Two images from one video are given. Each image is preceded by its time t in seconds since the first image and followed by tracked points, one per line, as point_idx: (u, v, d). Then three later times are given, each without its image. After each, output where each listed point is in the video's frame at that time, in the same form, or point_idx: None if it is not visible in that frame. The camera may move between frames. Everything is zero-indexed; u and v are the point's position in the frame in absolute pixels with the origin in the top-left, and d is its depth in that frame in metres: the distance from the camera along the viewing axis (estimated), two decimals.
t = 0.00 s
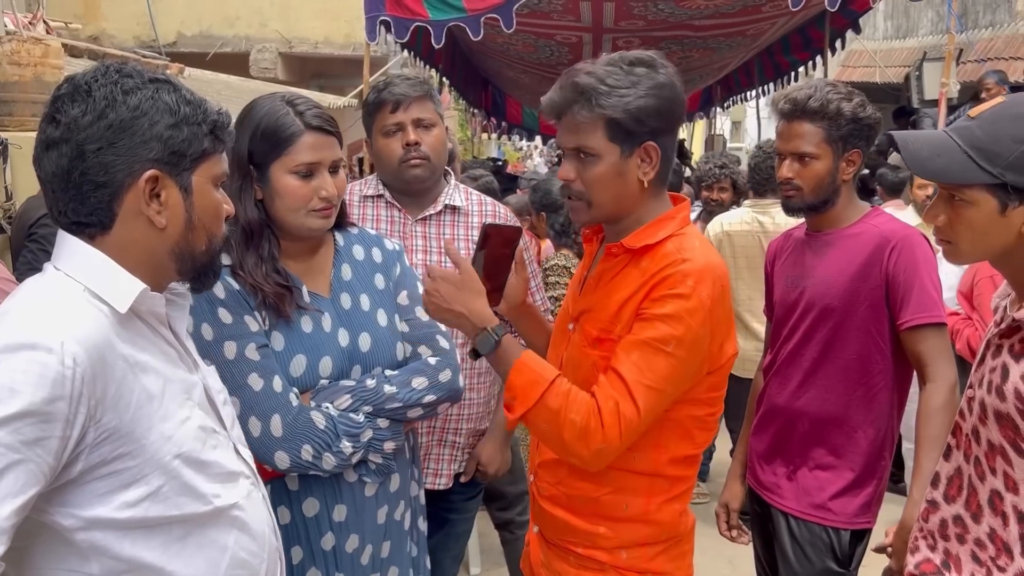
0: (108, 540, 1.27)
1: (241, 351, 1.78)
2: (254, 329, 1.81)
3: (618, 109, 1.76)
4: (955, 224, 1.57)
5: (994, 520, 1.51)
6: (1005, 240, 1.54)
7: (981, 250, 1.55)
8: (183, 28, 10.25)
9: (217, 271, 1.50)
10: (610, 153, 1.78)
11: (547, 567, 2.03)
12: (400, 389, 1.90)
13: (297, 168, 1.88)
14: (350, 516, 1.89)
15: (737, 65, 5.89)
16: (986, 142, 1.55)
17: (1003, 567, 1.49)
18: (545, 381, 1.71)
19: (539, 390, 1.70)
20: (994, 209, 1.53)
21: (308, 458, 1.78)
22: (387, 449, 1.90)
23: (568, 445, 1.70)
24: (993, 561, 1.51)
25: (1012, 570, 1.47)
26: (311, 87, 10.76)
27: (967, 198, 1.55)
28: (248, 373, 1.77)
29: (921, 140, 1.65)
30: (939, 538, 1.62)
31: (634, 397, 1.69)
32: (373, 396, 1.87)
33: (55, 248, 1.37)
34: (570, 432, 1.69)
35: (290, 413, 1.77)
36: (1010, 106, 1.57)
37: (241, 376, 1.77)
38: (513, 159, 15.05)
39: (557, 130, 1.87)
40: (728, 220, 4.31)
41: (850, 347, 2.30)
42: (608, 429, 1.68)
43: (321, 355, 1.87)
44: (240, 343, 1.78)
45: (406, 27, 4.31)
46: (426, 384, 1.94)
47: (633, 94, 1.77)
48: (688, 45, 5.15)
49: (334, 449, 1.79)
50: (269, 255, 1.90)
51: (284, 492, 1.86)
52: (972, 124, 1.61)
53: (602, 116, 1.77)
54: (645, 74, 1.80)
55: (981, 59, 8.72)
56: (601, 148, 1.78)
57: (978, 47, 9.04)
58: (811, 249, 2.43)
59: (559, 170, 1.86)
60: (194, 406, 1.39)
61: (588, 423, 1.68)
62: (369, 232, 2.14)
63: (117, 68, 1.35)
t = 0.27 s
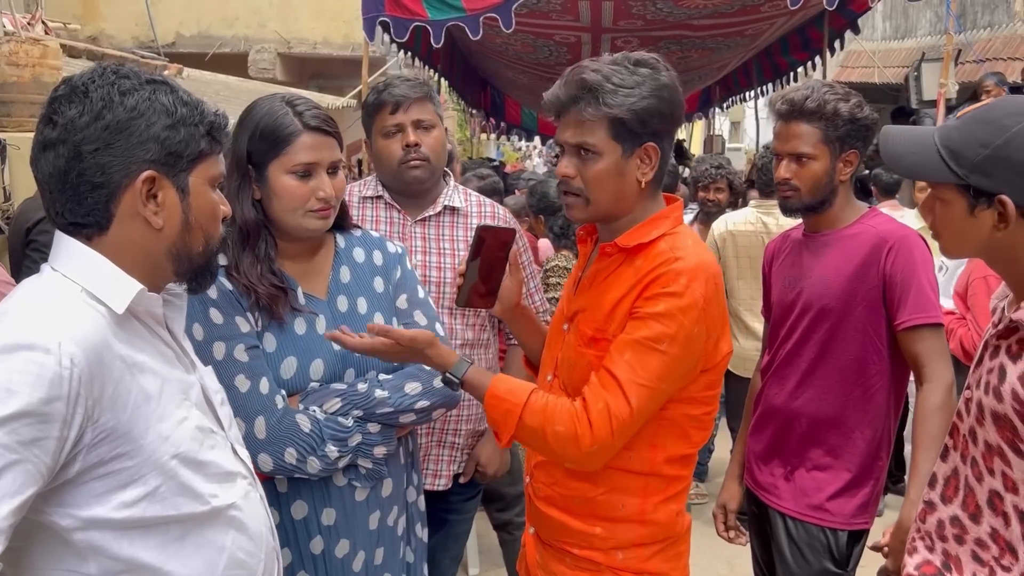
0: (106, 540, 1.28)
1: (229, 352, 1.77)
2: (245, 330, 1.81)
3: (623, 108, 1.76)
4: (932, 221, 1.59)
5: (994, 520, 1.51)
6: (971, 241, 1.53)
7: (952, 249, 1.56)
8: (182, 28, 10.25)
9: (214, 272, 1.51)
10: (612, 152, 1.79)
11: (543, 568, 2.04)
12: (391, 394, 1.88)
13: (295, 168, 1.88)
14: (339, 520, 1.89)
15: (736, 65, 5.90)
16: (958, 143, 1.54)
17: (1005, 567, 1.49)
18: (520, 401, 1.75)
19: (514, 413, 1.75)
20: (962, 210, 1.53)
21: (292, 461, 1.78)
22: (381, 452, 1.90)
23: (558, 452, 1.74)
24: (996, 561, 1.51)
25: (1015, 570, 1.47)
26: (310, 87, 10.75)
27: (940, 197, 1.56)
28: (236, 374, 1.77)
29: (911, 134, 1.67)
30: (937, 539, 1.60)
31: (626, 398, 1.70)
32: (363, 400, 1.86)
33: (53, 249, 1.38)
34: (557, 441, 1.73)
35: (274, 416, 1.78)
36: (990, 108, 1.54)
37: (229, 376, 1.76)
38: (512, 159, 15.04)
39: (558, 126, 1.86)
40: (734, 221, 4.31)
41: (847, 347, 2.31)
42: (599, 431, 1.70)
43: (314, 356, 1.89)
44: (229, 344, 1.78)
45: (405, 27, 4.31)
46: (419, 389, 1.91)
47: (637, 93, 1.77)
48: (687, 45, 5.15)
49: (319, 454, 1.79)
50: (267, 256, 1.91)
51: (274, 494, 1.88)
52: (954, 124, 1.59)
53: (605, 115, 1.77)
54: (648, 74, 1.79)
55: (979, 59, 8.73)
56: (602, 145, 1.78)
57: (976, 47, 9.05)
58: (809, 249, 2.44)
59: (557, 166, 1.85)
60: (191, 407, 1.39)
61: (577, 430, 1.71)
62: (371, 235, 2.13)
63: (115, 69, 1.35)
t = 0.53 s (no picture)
0: (103, 539, 1.28)
1: (229, 352, 1.78)
2: (244, 330, 1.81)
3: (584, 110, 1.77)
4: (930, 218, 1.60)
5: (992, 518, 1.51)
6: (966, 238, 1.53)
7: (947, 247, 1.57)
8: (181, 28, 10.26)
9: (212, 272, 1.51)
10: (576, 151, 1.80)
11: (539, 568, 2.04)
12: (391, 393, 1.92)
13: (292, 168, 1.88)
14: (339, 520, 1.89)
15: (735, 65, 5.90)
16: (953, 141, 1.55)
17: (1004, 564, 1.49)
18: (543, 428, 1.77)
19: (539, 441, 1.77)
20: (957, 206, 1.53)
21: (293, 461, 1.78)
22: (378, 452, 1.91)
23: (585, 475, 1.75)
24: (994, 558, 1.50)
25: (1014, 567, 1.47)
26: (308, 88, 10.75)
27: (936, 194, 1.57)
28: (236, 374, 1.77)
29: (909, 133, 1.68)
30: (935, 537, 1.60)
31: (645, 414, 1.70)
32: (363, 400, 1.87)
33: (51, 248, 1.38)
34: (584, 464, 1.74)
35: (275, 416, 1.78)
36: (985, 105, 1.54)
37: (229, 377, 1.77)
38: (512, 160, 15.04)
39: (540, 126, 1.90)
40: (749, 220, 4.27)
41: (847, 349, 2.31)
42: (624, 450, 1.71)
43: (312, 357, 1.88)
44: (229, 344, 1.78)
45: (404, 27, 4.32)
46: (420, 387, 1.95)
47: (602, 95, 1.77)
48: (687, 45, 5.16)
49: (320, 454, 1.79)
50: (264, 255, 1.91)
51: (273, 494, 1.87)
52: (950, 121, 1.60)
53: (567, 113, 1.80)
54: (620, 74, 1.78)
55: (978, 60, 8.74)
56: (566, 143, 1.81)
57: (976, 48, 9.05)
58: (808, 249, 2.44)
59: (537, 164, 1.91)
60: (189, 406, 1.39)
61: (601, 451, 1.72)
62: (369, 235, 2.14)
63: (112, 69, 1.35)
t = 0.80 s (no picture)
0: (103, 539, 1.28)
1: (236, 352, 1.77)
2: (250, 330, 1.81)
3: (568, 115, 1.78)
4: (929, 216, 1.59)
5: (989, 517, 1.51)
6: (969, 235, 1.53)
7: (947, 244, 1.56)
8: (181, 29, 10.26)
9: (212, 272, 1.51)
10: (563, 157, 1.81)
11: (541, 569, 2.03)
12: (397, 389, 1.91)
13: (290, 166, 1.89)
14: (348, 517, 1.89)
15: (735, 65, 5.91)
16: (954, 138, 1.56)
17: (1001, 564, 1.49)
18: (530, 413, 1.77)
19: (524, 425, 1.77)
20: (958, 203, 1.53)
21: (305, 459, 1.78)
22: (384, 448, 1.91)
23: (570, 464, 1.75)
24: (992, 557, 1.50)
25: (1011, 566, 1.47)
26: (308, 87, 10.74)
27: (935, 191, 1.57)
28: (245, 374, 1.77)
29: (906, 133, 1.69)
30: (933, 536, 1.60)
31: (634, 408, 1.70)
32: (370, 396, 1.88)
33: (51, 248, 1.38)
34: (569, 454, 1.74)
35: (287, 414, 1.78)
36: (984, 102, 1.55)
37: (239, 377, 1.77)
38: (512, 160, 15.04)
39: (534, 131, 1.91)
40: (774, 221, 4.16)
41: (848, 349, 2.31)
42: (610, 441, 1.71)
43: (317, 355, 1.89)
44: (236, 345, 1.78)
45: (404, 27, 4.32)
46: (424, 383, 1.94)
47: (588, 99, 1.76)
48: (686, 45, 5.16)
49: (331, 450, 1.80)
50: (264, 254, 1.91)
51: (282, 493, 1.86)
52: (948, 120, 1.61)
53: (553, 119, 1.80)
54: (600, 77, 1.78)
55: (977, 60, 8.74)
56: (554, 150, 1.81)
57: (976, 48, 9.05)
58: (809, 249, 2.44)
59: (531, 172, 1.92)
60: (188, 406, 1.39)
61: (586, 442, 1.72)
62: (364, 233, 2.13)
63: (110, 68, 1.35)
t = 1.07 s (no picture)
0: (101, 540, 1.28)
1: (240, 351, 1.77)
2: (252, 328, 1.81)
3: (556, 109, 1.79)
4: (940, 212, 1.57)
5: (987, 517, 1.51)
6: (989, 227, 1.52)
7: (964, 239, 1.54)
8: (181, 29, 10.26)
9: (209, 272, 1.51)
10: (553, 153, 1.81)
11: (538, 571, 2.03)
12: (399, 384, 1.93)
13: (293, 165, 1.89)
14: (352, 513, 1.89)
15: (735, 65, 5.91)
16: (968, 131, 1.57)
17: (1000, 564, 1.48)
18: (571, 455, 1.78)
19: (568, 468, 1.78)
20: (975, 196, 1.53)
21: (313, 455, 1.78)
22: (388, 442, 1.93)
23: (616, 492, 1.76)
24: (990, 558, 1.50)
25: (1009, 567, 1.47)
26: (308, 88, 10.74)
27: (948, 185, 1.56)
28: (250, 373, 1.76)
29: (910, 131, 1.67)
30: (932, 537, 1.60)
31: (667, 426, 1.72)
32: (372, 392, 1.88)
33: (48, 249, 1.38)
34: (616, 484, 1.75)
35: (294, 411, 1.77)
36: (992, 98, 1.59)
37: (244, 375, 1.76)
38: (512, 159, 15.05)
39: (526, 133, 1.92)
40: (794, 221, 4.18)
41: (848, 350, 2.31)
42: (653, 465, 1.72)
43: (319, 352, 1.88)
44: (239, 343, 1.78)
45: (403, 27, 4.31)
46: (424, 378, 1.97)
47: (577, 95, 1.77)
48: (686, 46, 5.16)
49: (338, 446, 1.80)
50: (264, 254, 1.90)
51: (286, 491, 1.85)
52: (955, 116, 1.63)
53: (541, 115, 1.81)
54: (588, 72, 1.79)
55: (977, 60, 8.74)
56: (544, 146, 1.82)
57: (976, 48, 9.05)
58: (808, 249, 2.44)
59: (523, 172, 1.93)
60: (186, 406, 1.39)
61: (631, 469, 1.73)
62: (357, 230, 2.14)
63: (107, 69, 1.35)
